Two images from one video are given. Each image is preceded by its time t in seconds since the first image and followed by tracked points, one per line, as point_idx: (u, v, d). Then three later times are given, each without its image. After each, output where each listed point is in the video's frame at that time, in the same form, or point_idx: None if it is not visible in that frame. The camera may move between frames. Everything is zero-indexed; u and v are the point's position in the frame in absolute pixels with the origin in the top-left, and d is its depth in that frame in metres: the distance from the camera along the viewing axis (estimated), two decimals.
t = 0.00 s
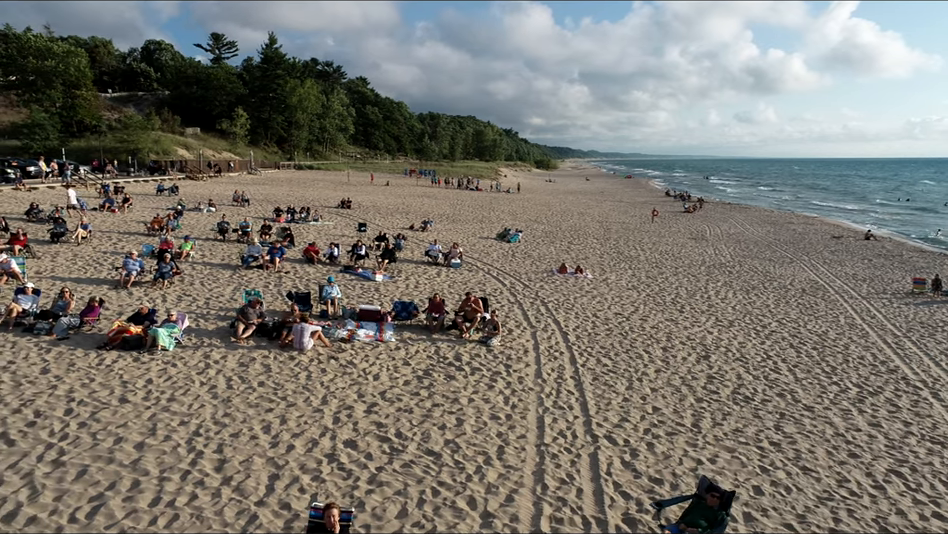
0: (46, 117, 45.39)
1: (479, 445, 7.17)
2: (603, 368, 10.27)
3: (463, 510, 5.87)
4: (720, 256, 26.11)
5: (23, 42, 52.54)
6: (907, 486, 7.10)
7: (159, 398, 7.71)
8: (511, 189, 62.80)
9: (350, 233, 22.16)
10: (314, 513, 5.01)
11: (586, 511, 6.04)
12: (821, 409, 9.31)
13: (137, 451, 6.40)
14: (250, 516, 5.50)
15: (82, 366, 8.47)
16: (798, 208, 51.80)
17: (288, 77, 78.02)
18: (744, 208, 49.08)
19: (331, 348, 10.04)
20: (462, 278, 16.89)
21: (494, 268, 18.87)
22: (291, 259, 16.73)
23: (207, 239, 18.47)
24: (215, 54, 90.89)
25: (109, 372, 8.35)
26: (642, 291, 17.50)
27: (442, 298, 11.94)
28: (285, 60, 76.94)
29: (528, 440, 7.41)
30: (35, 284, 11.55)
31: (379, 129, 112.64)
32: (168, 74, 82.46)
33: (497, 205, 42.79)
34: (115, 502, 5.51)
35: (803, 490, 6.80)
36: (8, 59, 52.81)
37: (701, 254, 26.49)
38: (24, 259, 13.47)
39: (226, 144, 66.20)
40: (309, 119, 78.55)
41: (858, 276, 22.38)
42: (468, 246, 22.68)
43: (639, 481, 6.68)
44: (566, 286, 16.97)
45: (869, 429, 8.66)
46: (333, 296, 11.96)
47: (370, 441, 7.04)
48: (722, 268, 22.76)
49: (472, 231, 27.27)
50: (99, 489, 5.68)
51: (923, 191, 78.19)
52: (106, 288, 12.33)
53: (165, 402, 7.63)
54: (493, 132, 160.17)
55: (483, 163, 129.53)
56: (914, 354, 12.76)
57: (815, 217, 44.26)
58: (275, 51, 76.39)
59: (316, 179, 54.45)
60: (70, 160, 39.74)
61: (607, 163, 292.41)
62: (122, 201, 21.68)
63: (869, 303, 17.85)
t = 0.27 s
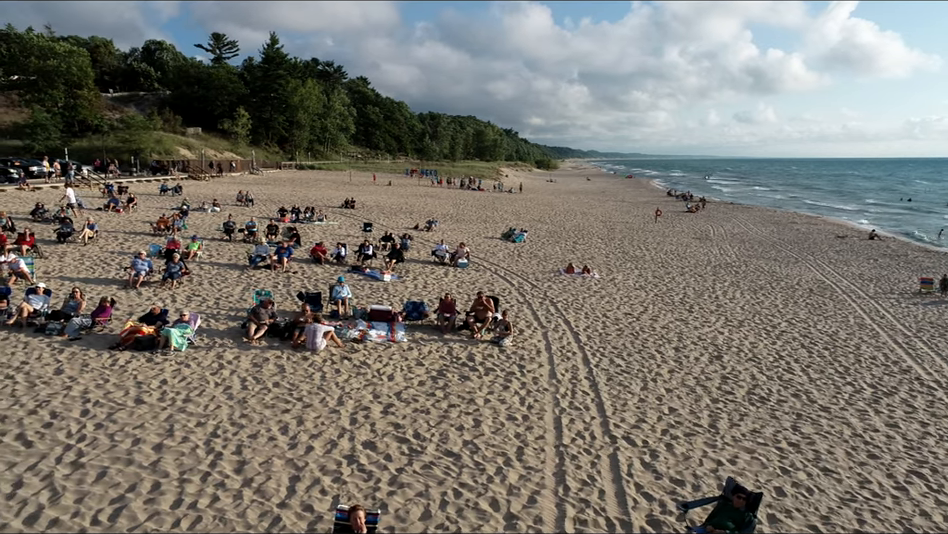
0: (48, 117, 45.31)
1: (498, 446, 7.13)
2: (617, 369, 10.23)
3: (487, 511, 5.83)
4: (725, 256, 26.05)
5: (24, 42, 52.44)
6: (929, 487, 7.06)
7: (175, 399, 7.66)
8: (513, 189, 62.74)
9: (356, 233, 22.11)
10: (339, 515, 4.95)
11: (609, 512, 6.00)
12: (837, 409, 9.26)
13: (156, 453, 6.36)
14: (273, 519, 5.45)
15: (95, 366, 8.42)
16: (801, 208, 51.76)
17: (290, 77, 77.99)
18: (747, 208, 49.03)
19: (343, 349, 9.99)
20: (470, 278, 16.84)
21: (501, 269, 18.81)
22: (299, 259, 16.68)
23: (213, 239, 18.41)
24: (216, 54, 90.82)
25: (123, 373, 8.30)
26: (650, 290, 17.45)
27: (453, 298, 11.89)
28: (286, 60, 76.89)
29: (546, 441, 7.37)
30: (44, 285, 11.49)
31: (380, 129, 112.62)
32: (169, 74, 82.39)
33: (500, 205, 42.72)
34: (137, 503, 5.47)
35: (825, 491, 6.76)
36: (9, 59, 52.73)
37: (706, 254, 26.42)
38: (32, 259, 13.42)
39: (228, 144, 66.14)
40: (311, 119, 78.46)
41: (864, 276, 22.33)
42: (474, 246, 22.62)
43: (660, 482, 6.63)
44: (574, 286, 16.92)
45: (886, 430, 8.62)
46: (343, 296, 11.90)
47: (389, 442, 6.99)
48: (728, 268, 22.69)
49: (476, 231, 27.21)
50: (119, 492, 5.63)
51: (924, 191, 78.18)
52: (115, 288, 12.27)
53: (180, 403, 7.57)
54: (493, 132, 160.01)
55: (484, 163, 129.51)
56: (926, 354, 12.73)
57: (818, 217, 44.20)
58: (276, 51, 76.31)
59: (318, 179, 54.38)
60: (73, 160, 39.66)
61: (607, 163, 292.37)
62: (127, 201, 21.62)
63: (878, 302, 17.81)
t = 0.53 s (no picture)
0: (50, 117, 45.19)
1: (516, 446, 7.10)
2: (629, 368, 10.20)
3: (509, 512, 5.81)
4: (730, 256, 26.00)
5: (26, 42, 52.31)
6: None
7: (190, 398, 7.63)
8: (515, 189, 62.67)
9: (361, 233, 22.05)
10: (364, 516, 4.91)
11: (631, 512, 5.97)
12: (852, 409, 9.23)
13: (174, 453, 6.33)
14: (295, 519, 5.41)
15: (109, 367, 8.38)
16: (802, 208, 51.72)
17: (290, 77, 77.92)
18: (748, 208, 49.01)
19: (355, 349, 9.96)
20: (476, 277, 16.80)
21: (507, 268, 18.77)
22: (305, 259, 16.64)
23: (219, 239, 18.37)
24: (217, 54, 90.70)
25: (136, 373, 8.27)
26: (657, 290, 17.41)
27: (464, 298, 11.86)
28: (287, 60, 76.82)
29: (564, 440, 7.34)
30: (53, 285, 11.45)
31: (381, 129, 112.57)
32: (170, 74, 82.33)
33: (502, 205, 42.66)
34: (158, 504, 5.43)
35: (846, 491, 6.72)
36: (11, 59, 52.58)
37: (711, 254, 26.36)
38: (40, 258, 13.39)
39: (229, 144, 66.07)
40: (311, 119, 78.37)
41: (870, 275, 22.28)
42: (479, 246, 22.59)
43: (680, 482, 6.60)
44: (581, 286, 16.88)
45: (902, 430, 8.58)
46: (353, 296, 11.86)
47: (406, 442, 6.96)
48: (734, 268, 22.64)
49: (480, 231, 27.16)
50: (140, 492, 5.60)
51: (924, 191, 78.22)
52: (124, 288, 12.23)
53: (196, 403, 7.53)
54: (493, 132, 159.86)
55: (484, 163, 129.47)
56: (937, 354, 12.69)
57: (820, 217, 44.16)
58: (277, 51, 76.23)
59: (319, 179, 54.32)
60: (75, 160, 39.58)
61: (607, 164, 292.51)
62: (131, 201, 21.56)
63: (885, 302, 17.78)
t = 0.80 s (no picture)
0: (53, 116, 45.13)
1: (535, 445, 7.07)
2: (643, 368, 10.16)
3: (533, 512, 5.77)
4: (735, 255, 25.93)
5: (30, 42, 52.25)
6: None
7: (207, 398, 7.60)
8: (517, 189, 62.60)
9: (367, 233, 22.00)
10: (391, 516, 4.91)
11: (655, 512, 5.94)
12: (868, 408, 9.19)
13: (194, 453, 6.29)
14: (319, 519, 5.38)
15: (123, 366, 8.34)
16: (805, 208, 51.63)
17: (292, 77, 77.84)
18: (751, 207, 48.94)
19: (369, 348, 9.92)
20: (485, 277, 16.75)
21: (515, 268, 18.71)
22: (313, 259, 16.59)
23: (225, 239, 18.33)
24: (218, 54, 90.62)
25: (152, 372, 8.24)
26: (666, 290, 17.35)
27: (475, 297, 11.83)
28: (289, 60, 76.72)
29: (582, 440, 7.31)
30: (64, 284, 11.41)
31: (382, 129, 112.45)
32: (171, 74, 82.23)
33: (506, 204, 42.59)
34: (182, 504, 5.40)
35: (868, 491, 6.70)
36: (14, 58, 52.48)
37: (716, 253, 26.29)
38: (49, 258, 13.35)
39: (231, 144, 66.01)
40: (313, 119, 78.34)
41: (877, 275, 22.22)
42: (485, 246, 22.53)
43: (701, 482, 6.57)
44: (590, 286, 16.84)
45: (920, 429, 8.54)
46: (364, 295, 11.82)
47: (426, 441, 6.94)
48: (740, 267, 22.58)
49: (485, 231, 27.10)
50: (162, 492, 5.57)
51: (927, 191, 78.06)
52: (134, 287, 12.19)
53: (213, 402, 7.50)
54: (494, 132, 159.67)
55: (485, 163, 129.33)
56: None
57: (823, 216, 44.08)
58: (279, 50, 76.17)
59: (322, 179, 54.25)
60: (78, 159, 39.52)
61: (607, 164, 292.33)
62: (137, 200, 21.52)
63: (894, 302, 17.72)
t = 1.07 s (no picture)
0: (55, 116, 45.09)
1: (553, 445, 7.06)
2: (656, 367, 10.15)
3: (554, 512, 5.77)
4: (740, 255, 25.90)
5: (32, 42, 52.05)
6: None
7: (223, 398, 7.57)
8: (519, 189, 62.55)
9: (372, 232, 21.99)
10: (416, 516, 4.91)
11: (677, 512, 5.92)
12: (882, 408, 9.17)
13: (213, 452, 6.28)
14: (342, 519, 5.37)
15: (137, 366, 8.32)
16: (808, 207, 51.55)
17: (294, 77, 77.79)
18: (754, 207, 48.87)
19: (381, 348, 9.89)
20: (492, 277, 16.72)
21: (521, 268, 18.69)
22: (320, 259, 16.57)
23: (232, 238, 18.30)
24: (220, 54, 90.59)
25: (166, 372, 8.21)
26: (673, 289, 17.33)
27: (486, 297, 11.80)
28: (290, 59, 76.65)
29: (599, 440, 7.30)
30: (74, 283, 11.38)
31: (383, 129, 112.34)
32: (173, 74, 82.18)
33: (509, 204, 42.58)
34: (204, 503, 5.39)
35: (887, 490, 6.69)
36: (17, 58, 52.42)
37: (721, 253, 26.24)
38: (58, 257, 13.33)
39: (233, 144, 65.97)
40: (315, 119, 78.36)
41: (883, 275, 22.18)
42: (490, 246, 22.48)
43: (721, 481, 6.56)
44: (597, 285, 16.81)
45: (935, 429, 8.52)
46: (374, 295, 11.79)
47: (444, 441, 6.92)
48: (746, 267, 22.54)
49: (490, 231, 27.06)
50: (184, 492, 5.56)
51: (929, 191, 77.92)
52: (143, 287, 12.17)
53: (228, 402, 7.48)
54: (495, 132, 159.56)
55: (486, 163, 129.23)
56: None
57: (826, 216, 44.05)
58: (281, 50, 76.17)
59: (324, 179, 54.20)
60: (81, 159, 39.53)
61: (608, 163, 292.16)
62: (142, 200, 21.50)
63: (901, 302, 17.70)
